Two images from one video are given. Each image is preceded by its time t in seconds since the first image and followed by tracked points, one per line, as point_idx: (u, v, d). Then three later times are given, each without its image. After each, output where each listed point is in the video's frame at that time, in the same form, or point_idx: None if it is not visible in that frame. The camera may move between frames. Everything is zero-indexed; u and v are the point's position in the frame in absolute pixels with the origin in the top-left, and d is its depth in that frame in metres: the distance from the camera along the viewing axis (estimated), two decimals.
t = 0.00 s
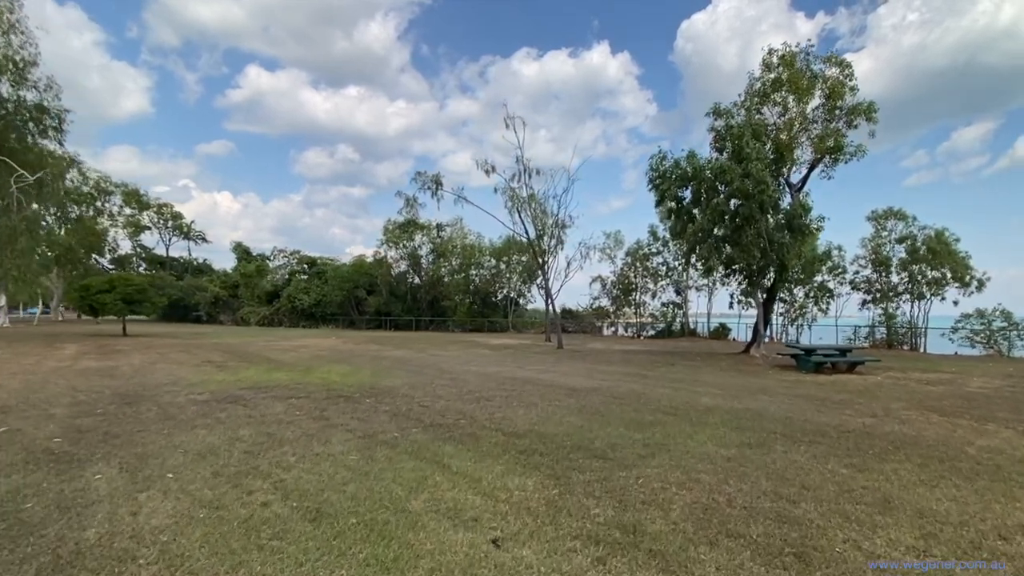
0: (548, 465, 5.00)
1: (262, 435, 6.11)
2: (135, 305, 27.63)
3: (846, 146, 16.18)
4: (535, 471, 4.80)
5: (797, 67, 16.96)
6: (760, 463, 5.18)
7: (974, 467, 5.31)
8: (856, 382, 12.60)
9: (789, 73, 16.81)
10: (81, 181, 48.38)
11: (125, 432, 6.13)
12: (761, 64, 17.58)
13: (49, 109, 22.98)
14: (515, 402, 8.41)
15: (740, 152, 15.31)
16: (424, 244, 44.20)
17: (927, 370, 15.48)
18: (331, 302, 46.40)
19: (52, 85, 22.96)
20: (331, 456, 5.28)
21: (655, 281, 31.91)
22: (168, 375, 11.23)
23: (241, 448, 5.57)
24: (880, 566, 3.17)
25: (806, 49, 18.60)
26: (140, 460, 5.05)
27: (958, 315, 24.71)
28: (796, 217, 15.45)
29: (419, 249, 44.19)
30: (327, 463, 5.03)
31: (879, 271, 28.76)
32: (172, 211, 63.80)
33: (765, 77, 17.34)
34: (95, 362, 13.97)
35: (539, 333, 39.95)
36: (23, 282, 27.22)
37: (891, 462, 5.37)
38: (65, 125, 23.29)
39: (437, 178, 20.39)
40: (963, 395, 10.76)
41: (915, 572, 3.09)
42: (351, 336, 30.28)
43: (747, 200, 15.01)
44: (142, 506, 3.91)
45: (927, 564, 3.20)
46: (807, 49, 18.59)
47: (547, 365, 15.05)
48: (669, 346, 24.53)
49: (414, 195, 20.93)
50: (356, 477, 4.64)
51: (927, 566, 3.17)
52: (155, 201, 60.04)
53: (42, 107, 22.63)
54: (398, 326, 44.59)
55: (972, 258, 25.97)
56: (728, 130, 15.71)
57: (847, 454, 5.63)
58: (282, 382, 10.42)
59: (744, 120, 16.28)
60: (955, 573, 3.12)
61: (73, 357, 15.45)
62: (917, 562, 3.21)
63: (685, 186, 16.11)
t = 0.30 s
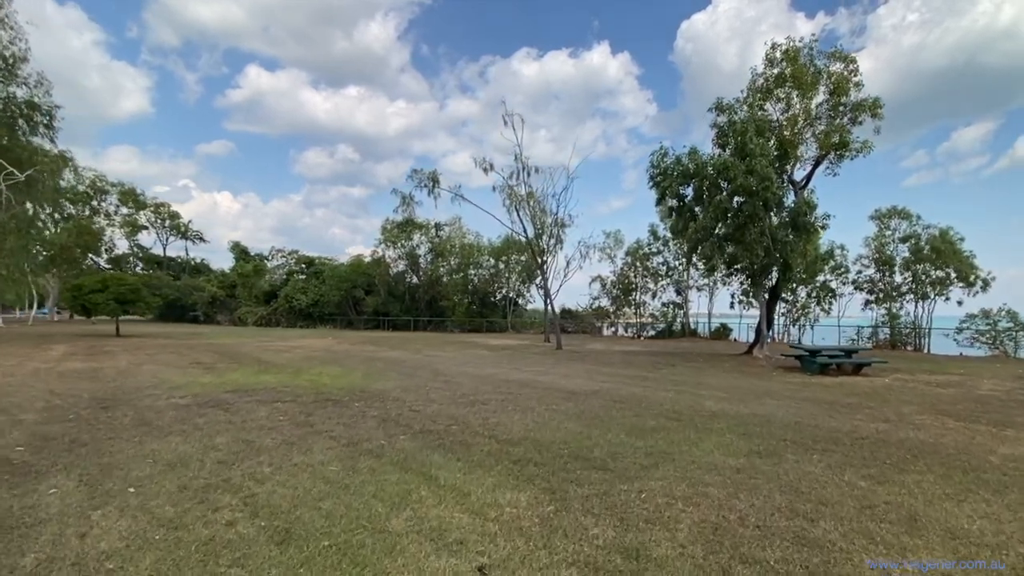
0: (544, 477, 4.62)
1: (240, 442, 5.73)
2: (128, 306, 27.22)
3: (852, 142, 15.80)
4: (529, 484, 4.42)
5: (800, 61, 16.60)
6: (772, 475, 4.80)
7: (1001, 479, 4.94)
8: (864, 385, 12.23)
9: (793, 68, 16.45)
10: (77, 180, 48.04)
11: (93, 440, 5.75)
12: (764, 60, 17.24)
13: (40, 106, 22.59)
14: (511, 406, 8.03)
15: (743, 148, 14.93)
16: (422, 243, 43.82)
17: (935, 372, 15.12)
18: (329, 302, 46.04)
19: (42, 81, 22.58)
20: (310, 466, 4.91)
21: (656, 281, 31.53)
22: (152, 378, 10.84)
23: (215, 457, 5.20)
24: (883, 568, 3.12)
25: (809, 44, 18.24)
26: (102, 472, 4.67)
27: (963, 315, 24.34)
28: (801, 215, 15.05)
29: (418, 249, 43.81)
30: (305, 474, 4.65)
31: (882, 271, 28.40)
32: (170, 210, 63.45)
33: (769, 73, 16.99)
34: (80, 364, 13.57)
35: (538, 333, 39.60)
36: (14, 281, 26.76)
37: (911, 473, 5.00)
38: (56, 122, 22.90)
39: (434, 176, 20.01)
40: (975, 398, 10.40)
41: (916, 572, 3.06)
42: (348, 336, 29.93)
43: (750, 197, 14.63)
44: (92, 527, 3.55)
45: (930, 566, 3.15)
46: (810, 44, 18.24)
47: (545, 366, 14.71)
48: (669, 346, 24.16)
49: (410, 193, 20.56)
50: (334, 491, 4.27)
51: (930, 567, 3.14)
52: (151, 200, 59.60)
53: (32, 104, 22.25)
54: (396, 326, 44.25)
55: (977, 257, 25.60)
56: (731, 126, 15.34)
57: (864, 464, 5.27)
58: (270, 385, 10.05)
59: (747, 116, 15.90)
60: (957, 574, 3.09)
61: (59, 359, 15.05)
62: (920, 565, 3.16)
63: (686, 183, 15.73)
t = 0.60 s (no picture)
0: (540, 491, 4.27)
1: (219, 451, 5.38)
2: (123, 306, 26.86)
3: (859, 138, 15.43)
4: (524, 499, 4.08)
5: (805, 56, 16.26)
6: (785, 487, 4.46)
7: None
8: (872, 387, 11.87)
9: (797, 63, 16.11)
10: (73, 179, 47.72)
11: (62, 449, 5.39)
12: (767, 55, 16.92)
13: (31, 103, 22.25)
14: (508, 411, 7.67)
15: (747, 144, 14.59)
16: (421, 243, 43.49)
17: (943, 373, 14.79)
18: (327, 302, 45.72)
19: (34, 77, 22.24)
20: (289, 479, 4.55)
21: (656, 281, 31.18)
22: (137, 380, 10.46)
23: (189, 467, 4.85)
24: (884, 569, 3.11)
25: (813, 39, 17.92)
26: (65, 486, 4.32)
27: (969, 316, 23.99)
28: (807, 213, 14.66)
29: (416, 249, 43.48)
30: (283, 488, 4.30)
31: (885, 271, 28.07)
32: (167, 210, 63.17)
33: (773, 68, 16.65)
34: (66, 366, 13.19)
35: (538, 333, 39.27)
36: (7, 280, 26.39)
37: (936, 485, 4.65)
38: (47, 119, 22.53)
39: (431, 173, 19.65)
40: (989, 401, 10.05)
41: (914, 572, 3.06)
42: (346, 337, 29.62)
43: (755, 194, 14.29)
44: (38, 551, 3.19)
45: (930, 566, 3.14)
46: (814, 39, 17.92)
47: (544, 368, 14.36)
48: (671, 347, 23.81)
49: (407, 191, 20.20)
50: (313, 507, 3.91)
51: (930, 567, 3.13)
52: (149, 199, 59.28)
53: (24, 101, 21.92)
54: (395, 327, 43.95)
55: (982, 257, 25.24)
56: (735, 122, 14.99)
57: (884, 474, 4.92)
58: (259, 388, 9.70)
59: (751, 111, 15.55)
60: None
61: (47, 360, 14.69)
62: (919, 564, 3.16)
63: (689, 180, 15.39)
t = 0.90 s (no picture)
0: (536, 505, 3.94)
1: (195, 459, 5.07)
2: (117, 306, 26.55)
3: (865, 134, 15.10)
4: (518, 515, 3.75)
5: (809, 51, 15.93)
6: (799, 501, 4.14)
7: None
8: (880, 389, 11.56)
9: (801, 58, 15.79)
10: (70, 178, 47.43)
11: (28, 457, 5.06)
12: (771, 50, 16.60)
13: (23, 100, 21.94)
14: (504, 415, 7.35)
15: (751, 140, 14.27)
16: (420, 243, 43.19)
17: (951, 374, 14.46)
18: (325, 302, 45.42)
19: (26, 74, 21.92)
20: (265, 491, 4.22)
21: (657, 281, 30.85)
22: (123, 382, 10.14)
23: (159, 479, 4.51)
24: (883, 569, 3.10)
25: (817, 34, 17.58)
26: (20, 499, 4.00)
27: (974, 316, 23.67)
28: (811, 211, 14.34)
29: (415, 248, 43.19)
30: (257, 502, 3.98)
31: (889, 270, 27.75)
32: (166, 210, 62.87)
33: (776, 64, 16.33)
34: (53, 367, 12.86)
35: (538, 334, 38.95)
36: None
37: (960, 498, 4.32)
38: (39, 116, 22.21)
39: (428, 171, 19.32)
40: (1002, 404, 9.73)
41: (913, 571, 3.05)
42: (344, 338, 29.34)
43: (758, 191, 13.98)
44: None
45: (929, 567, 3.13)
46: (818, 33, 17.59)
47: (543, 369, 14.05)
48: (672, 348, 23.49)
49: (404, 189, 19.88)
50: (287, 525, 3.58)
51: (929, 567, 3.12)
52: (147, 199, 59.00)
53: (15, 98, 21.60)
54: (393, 327, 43.66)
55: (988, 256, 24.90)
56: (738, 118, 14.65)
57: (903, 485, 4.61)
58: (247, 390, 9.36)
59: (754, 107, 15.22)
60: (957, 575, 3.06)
61: (35, 361, 14.37)
62: (921, 566, 3.13)
63: (691, 177, 15.06)
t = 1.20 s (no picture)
0: (529, 527, 3.60)
1: (164, 472, 4.72)
2: (111, 306, 26.21)
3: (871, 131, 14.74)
4: (508, 538, 3.41)
5: (813, 46, 15.58)
6: (815, 521, 3.80)
7: None
8: (887, 392, 11.23)
9: (805, 53, 15.43)
10: (67, 177, 47.15)
11: None
12: (774, 46, 16.24)
13: (13, 97, 21.58)
14: (499, 422, 7.00)
15: (754, 136, 13.92)
16: (419, 242, 42.89)
17: (960, 376, 14.12)
18: (323, 302, 45.10)
19: (17, 71, 21.58)
20: (234, 509, 3.88)
21: (658, 280, 30.51)
22: (106, 385, 9.80)
23: (121, 494, 4.18)
24: (882, 569, 3.13)
25: (821, 29, 17.24)
26: None
27: (979, 316, 23.33)
28: (816, 209, 13.99)
29: (414, 248, 42.87)
30: (224, 522, 3.64)
31: (893, 270, 27.39)
32: (164, 209, 62.61)
33: (779, 59, 15.99)
34: (37, 369, 12.51)
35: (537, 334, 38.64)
36: None
37: (990, 516, 3.98)
38: (29, 113, 21.86)
39: (424, 169, 18.98)
40: (1016, 408, 9.38)
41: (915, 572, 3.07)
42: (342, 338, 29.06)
43: (762, 189, 13.63)
44: None
45: (930, 566, 3.15)
46: (822, 28, 17.24)
47: (541, 371, 13.72)
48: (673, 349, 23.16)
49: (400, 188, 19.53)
50: (253, 549, 3.25)
51: (930, 568, 3.13)
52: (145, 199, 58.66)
53: (5, 95, 21.25)
54: (392, 327, 43.34)
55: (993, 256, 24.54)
56: (741, 114, 14.29)
57: (924, 501, 4.27)
58: (234, 393, 9.00)
59: (757, 102, 14.86)
60: None
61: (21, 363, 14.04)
62: (919, 565, 3.16)
63: (693, 174, 14.69)
